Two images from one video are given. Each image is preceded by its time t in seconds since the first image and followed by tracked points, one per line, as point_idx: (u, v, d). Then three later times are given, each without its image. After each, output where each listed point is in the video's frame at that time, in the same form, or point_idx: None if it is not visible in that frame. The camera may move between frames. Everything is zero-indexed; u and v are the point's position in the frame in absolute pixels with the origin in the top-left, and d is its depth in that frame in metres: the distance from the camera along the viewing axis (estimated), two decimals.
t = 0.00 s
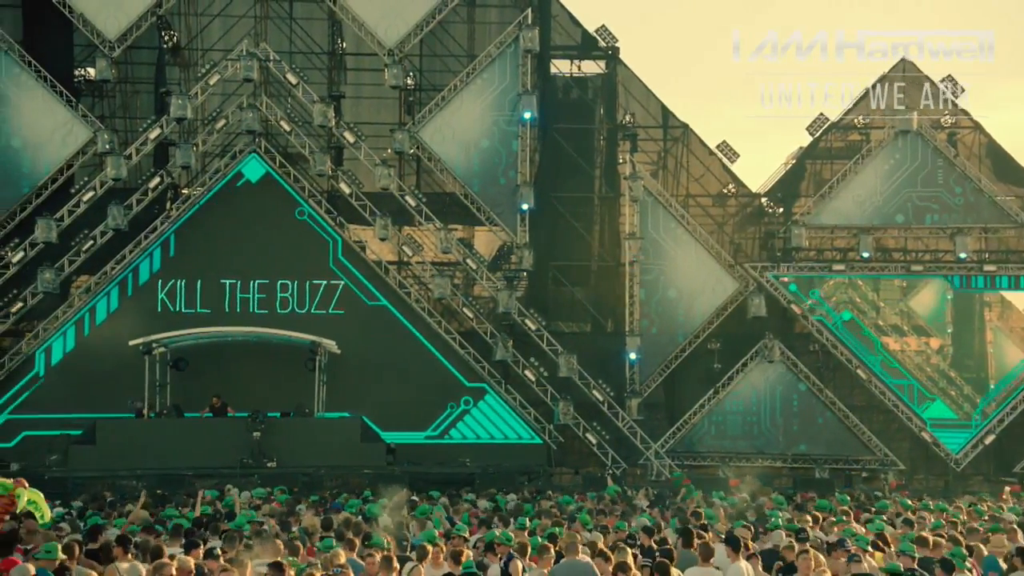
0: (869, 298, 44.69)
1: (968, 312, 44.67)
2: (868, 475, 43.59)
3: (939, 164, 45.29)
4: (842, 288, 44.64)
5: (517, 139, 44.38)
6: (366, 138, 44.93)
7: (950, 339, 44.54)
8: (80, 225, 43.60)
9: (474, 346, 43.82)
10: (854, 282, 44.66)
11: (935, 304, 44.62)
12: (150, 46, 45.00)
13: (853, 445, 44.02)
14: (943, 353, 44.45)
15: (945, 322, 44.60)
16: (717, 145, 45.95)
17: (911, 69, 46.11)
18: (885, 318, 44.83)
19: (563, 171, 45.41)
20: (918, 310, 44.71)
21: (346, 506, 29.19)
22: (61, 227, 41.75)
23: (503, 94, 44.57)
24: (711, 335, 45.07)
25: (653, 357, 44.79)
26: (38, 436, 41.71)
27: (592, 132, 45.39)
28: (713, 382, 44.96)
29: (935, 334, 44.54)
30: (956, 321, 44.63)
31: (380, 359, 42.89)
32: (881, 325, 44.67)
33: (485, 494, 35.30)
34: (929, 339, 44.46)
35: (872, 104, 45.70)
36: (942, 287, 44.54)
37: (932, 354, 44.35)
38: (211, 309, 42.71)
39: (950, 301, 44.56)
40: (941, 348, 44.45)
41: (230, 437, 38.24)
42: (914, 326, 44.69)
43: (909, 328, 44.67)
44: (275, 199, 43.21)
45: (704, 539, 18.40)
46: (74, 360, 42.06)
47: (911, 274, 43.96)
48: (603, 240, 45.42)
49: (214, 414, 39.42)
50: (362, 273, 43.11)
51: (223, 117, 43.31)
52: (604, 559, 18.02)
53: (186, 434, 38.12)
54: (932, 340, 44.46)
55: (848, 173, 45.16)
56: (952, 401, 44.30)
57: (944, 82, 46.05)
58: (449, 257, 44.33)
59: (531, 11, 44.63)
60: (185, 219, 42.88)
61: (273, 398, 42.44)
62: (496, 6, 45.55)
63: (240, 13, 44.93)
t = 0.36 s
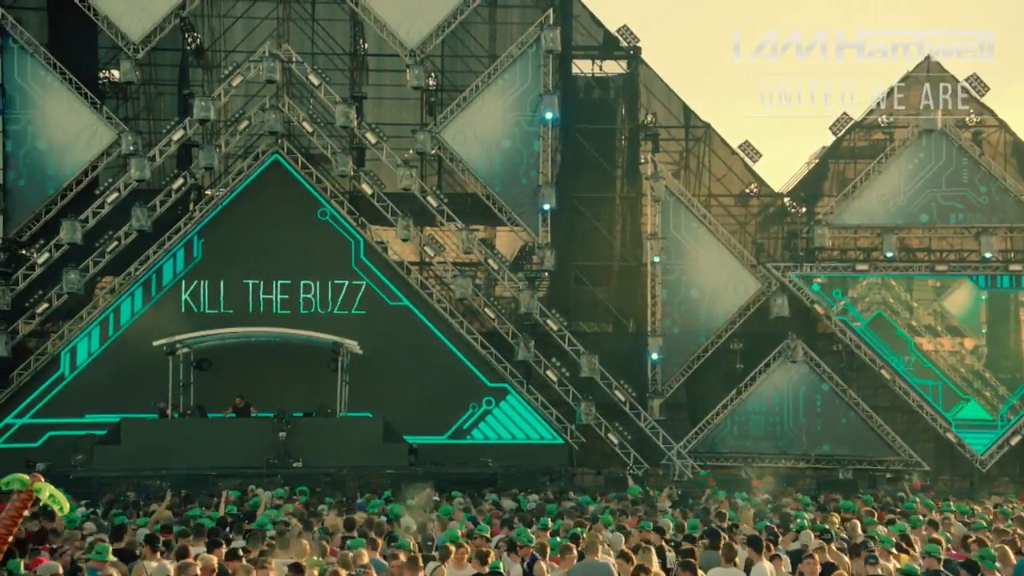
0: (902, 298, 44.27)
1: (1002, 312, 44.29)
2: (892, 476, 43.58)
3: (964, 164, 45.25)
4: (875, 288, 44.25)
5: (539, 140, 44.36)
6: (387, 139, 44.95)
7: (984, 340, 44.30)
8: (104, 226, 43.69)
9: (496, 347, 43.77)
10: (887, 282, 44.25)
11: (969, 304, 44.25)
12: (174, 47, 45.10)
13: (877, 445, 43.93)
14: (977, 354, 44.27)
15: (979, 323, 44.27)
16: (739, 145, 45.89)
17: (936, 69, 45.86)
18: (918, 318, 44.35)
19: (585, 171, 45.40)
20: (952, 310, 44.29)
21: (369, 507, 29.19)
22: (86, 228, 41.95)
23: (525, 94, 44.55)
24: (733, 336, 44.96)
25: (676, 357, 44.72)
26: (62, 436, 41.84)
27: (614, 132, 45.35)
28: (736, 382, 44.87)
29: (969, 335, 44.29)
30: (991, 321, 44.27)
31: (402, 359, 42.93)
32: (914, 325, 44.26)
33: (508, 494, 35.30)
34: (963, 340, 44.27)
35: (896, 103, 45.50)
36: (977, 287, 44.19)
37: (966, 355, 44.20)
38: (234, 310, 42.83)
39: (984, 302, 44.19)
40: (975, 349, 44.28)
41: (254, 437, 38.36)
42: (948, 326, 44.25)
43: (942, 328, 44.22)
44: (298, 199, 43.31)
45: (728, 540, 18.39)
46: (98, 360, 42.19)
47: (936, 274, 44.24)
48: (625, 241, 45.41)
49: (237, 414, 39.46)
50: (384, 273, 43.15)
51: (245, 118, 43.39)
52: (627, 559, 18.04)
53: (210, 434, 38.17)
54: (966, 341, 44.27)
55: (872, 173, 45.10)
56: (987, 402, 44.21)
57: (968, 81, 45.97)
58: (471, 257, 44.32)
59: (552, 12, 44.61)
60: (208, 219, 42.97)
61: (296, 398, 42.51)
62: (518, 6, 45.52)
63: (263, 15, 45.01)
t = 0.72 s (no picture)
0: (930, 298, 44.45)
1: None
2: (913, 476, 43.20)
3: (985, 163, 45.08)
4: (903, 288, 44.41)
5: (558, 140, 44.30)
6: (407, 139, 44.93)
7: (1014, 340, 44.47)
8: (125, 227, 43.77)
9: (515, 347, 43.75)
10: (915, 282, 44.42)
11: (998, 305, 44.37)
12: (194, 49, 45.21)
13: (898, 445, 43.77)
14: (1007, 354, 44.40)
15: (1009, 323, 44.42)
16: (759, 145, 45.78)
17: (958, 68, 45.73)
18: (947, 319, 44.56)
19: (604, 172, 45.44)
20: (981, 310, 44.50)
21: (387, 507, 29.16)
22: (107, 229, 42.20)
23: (544, 94, 44.52)
24: (753, 336, 44.84)
25: (697, 357, 44.54)
26: (84, 436, 41.99)
27: (634, 132, 45.32)
28: (756, 382, 44.74)
29: (999, 335, 44.47)
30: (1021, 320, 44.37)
31: (420, 359, 42.97)
32: (943, 325, 44.44)
33: (527, 494, 35.26)
34: (992, 340, 44.46)
35: (918, 101, 45.33)
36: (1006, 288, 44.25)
37: (995, 355, 44.33)
38: (254, 310, 42.93)
39: (1013, 302, 44.23)
40: (1004, 350, 44.42)
41: (274, 437, 38.43)
42: (977, 326, 44.50)
43: (971, 328, 44.47)
44: (317, 200, 43.37)
45: (747, 541, 18.42)
46: (120, 360, 42.32)
47: (956, 274, 44.11)
48: (644, 241, 45.41)
49: (257, 414, 39.55)
50: (403, 273, 43.19)
51: (265, 120, 43.49)
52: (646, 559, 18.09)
53: (230, 434, 38.21)
54: (996, 341, 44.44)
55: (893, 172, 44.91)
56: (1015, 402, 44.30)
57: (989, 80, 45.77)
58: (490, 257, 44.29)
59: (571, 12, 44.61)
60: (229, 220, 43.10)
61: (315, 397, 42.53)
62: (537, 6, 45.50)
63: (283, 15, 45.09)
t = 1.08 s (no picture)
0: (958, 298, 43.94)
1: None
2: (933, 477, 43.04)
3: (1006, 162, 44.96)
4: (931, 288, 43.96)
5: (576, 140, 44.25)
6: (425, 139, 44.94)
7: None
8: (145, 227, 43.79)
9: (533, 347, 43.72)
10: (943, 282, 43.93)
11: None
12: (213, 50, 45.27)
13: (918, 446, 43.69)
14: None
15: None
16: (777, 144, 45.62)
17: (978, 67, 45.65)
18: (975, 318, 44.17)
19: (622, 172, 45.44)
20: (1009, 310, 44.14)
21: (405, 507, 29.12)
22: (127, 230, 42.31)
23: (561, 94, 44.49)
24: (772, 336, 44.74)
25: (715, 356, 44.74)
26: (104, 436, 42.09)
27: (652, 132, 45.32)
28: (775, 382, 44.61)
29: None
30: None
31: (439, 359, 42.97)
32: (971, 325, 44.11)
33: (546, 494, 35.23)
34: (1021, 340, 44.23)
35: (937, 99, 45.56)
36: None
37: None
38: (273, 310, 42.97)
39: None
40: None
41: (292, 437, 38.43)
42: (1006, 326, 44.20)
43: (1000, 328, 44.18)
44: (335, 200, 43.39)
45: (767, 542, 18.40)
46: (139, 360, 42.43)
47: (977, 274, 43.85)
48: (663, 242, 45.22)
49: (275, 415, 39.52)
50: (421, 273, 43.21)
51: (284, 120, 43.53)
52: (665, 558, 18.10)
53: (248, 434, 38.25)
54: None
55: (913, 171, 44.90)
56: None
57: (1010, 79, 45.67)
58: (508, 257, 44.21)
59: (589, 12, 44.57)
60: (248, 220, 43.20)
61: (333, 397, 42.53)
62: (554, 6, 45.46)
63: (301, 17, 45.11)
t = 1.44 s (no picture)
0: (985, 298, 44.01)
1: None
2: (953, 477, 42.72)
3: None
4: (957, 288, 44.01)
5: (593, 140, 44.23)
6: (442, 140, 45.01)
7: None
8: (163, 227, 43.94)
9: (550, 347, 43.71)
10: (969, 282, 43.98)
11: None
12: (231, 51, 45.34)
13: (937, 446, 43.52)
14: None
15: None
16: (794, 144, 45.45)
17: (997, 66, 45.60)
18: (1002, 318, 44.24)
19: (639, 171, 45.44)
20: None
21: (423, 507, 29.12)
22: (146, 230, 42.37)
23: (578, 94, 44.46)
24: (789, 336, 44.69)
25: (731, 356, 44.46)
26: (122, 436, 42.17)
27: (669, 131, 45.21)
28: (792, 383, 44.58)
29: None
30: None
31: (456, 359, 42.98)
32: (997, 325, 44.15)
33: (563, 494, 35.20)
34: None
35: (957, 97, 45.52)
36: None
37: None
38: (291, 311, 43.03)
39: None
40: None
41: (311, 438, 38.46)
42: None
43: None
44: (352, 201, 43.41)
45: (784, 542, 18.37)
46: (158, 361, 42.50)
47: (998, 273, 43.81)
48: (680, 241, 45.22)
49: (293, 414, 39.64)
50: (438, 273, 43.21)
51: (301, 121, 43.54)
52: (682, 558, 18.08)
53: (266, 433, 38.32)
54: None
55: (931, 171, 44.66)
56: None
57: None
58: (525, 257, 44.22)
59: (606, 12, 44.50)
60: (266, 220, 43.23)
61: (350, 397, 42.56)
62: (571, 6, 45.44)
63: (317, 17, 45.13)
